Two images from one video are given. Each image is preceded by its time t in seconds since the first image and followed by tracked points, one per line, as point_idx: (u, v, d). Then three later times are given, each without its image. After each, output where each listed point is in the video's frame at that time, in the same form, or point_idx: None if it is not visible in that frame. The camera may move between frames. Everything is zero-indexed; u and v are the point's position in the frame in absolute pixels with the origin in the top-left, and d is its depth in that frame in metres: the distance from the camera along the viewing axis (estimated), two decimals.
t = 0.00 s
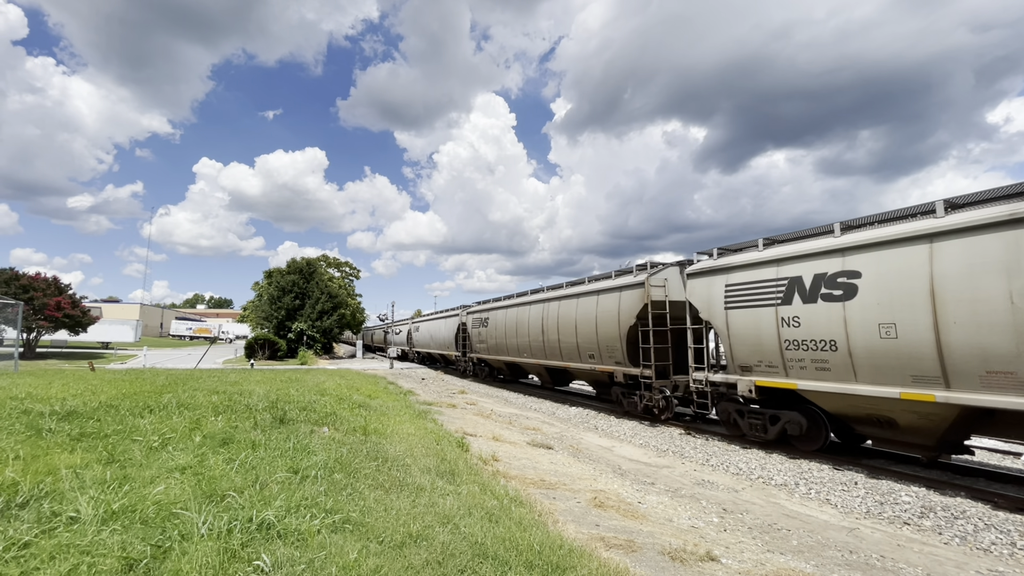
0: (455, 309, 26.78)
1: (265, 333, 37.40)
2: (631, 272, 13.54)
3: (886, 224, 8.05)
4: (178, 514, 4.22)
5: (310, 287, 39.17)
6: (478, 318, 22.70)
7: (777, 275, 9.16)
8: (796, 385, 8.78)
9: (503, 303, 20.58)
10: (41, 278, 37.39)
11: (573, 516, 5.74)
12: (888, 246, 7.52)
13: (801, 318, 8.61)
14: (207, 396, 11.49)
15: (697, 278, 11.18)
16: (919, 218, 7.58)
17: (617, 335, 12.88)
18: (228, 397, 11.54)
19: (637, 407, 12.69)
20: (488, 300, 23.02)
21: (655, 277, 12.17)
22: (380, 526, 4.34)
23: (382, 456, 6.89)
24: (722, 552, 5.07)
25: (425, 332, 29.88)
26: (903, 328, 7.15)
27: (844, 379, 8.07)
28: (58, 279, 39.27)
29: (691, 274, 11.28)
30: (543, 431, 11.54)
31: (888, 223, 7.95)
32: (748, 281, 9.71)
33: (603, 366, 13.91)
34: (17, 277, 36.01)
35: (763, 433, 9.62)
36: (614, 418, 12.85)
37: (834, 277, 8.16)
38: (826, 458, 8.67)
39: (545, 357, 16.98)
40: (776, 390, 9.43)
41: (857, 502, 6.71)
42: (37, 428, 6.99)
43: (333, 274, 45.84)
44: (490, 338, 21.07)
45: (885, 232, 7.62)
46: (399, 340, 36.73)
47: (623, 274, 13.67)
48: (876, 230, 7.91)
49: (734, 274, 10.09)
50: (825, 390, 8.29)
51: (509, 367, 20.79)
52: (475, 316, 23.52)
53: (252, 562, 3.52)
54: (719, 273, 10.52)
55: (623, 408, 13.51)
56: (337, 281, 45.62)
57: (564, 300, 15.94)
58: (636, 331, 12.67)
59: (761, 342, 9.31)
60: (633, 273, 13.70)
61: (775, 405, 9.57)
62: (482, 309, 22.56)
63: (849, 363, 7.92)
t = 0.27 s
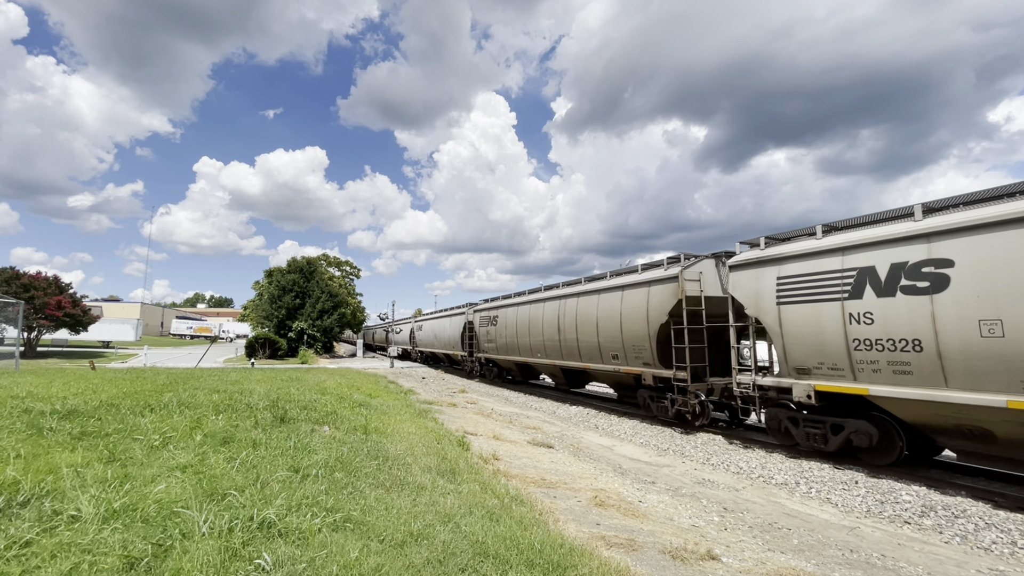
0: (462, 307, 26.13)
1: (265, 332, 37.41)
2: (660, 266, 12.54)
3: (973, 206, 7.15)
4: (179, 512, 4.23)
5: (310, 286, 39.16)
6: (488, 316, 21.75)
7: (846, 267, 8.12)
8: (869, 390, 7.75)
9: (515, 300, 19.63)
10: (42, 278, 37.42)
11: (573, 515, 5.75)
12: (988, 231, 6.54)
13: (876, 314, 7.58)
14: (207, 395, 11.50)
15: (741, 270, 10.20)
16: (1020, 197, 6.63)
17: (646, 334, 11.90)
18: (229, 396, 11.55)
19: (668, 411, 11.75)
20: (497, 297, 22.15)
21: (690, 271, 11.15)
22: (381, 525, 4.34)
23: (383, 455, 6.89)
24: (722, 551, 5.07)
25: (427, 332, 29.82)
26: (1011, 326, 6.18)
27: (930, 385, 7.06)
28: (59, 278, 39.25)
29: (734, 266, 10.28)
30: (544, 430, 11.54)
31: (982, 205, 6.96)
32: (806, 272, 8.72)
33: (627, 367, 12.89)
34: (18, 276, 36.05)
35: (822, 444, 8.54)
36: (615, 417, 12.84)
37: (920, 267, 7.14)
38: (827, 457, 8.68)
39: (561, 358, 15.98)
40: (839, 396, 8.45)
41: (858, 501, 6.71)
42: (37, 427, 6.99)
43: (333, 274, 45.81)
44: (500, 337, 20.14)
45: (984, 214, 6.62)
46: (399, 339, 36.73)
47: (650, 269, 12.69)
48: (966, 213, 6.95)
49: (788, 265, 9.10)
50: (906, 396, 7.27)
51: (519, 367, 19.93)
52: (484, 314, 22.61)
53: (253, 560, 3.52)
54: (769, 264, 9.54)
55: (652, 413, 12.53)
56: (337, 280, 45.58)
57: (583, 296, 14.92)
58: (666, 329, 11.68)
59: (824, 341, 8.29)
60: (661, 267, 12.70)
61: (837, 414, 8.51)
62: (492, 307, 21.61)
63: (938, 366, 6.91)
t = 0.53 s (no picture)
0: (468, 305, 25.41)
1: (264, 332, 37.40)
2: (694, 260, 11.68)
3: None
4: (179, 512, 4.22)
5: (308, 286, 39.13)
6: (497, 315, 20.87)
7: (930, 257, 7.06)
8: (960, 398, 6.71)
9: (527, 297, 18.74)
10: (40, 277, 37.28)
11: (573, 514, 5.75)
12: None
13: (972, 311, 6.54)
14: (206, 395, 11.49)
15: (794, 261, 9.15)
16: None
17: (679, 333, 11.08)
18: (228, 395, 11.54)
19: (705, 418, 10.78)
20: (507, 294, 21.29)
21: (729, 263, 10.36)
22: (381, 524, 4.35)
23: (382, 454, 6.89)
24: (721, 550, 5.08)
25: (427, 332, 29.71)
26: None
27: None
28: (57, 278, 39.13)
29: (786, 257, 9.24)
30: (543, 430, 11.55)
31: None
32: (877, 263, 7.68)
33: (655, 369, 12.06)
34: (17, 275, 36.00)
35: (897, 459, 7.51)
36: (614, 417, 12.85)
37: None
38: (826, 457, 8.73)
39: (579, 359, 15.09)
40: (918, 403, 7.40)
41: (856, 500, 6.73)
42: (36, 427, 6.99)
43: (332, 273, 45.74)
44: (511, 336, 19.24)
45: None
46: (398, 339, 36.75)
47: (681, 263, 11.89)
48: None
49: (854, 255, 8.06)
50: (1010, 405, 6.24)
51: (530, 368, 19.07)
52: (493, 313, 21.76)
53: (252, 560, 3.52)
54: (829, 255, 8.48)
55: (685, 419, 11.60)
56: (336, 279, 45.54)
57: (605, 293, 14.04)
58: (702, 327, 10.84)
59: (905, 342, 7.24)
60: (694, 261, 11.84)
61: (913, 424, 7.47)
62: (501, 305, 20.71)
63: None
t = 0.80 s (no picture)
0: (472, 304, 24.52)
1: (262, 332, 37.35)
2: (732, 252, 10.70)
3: None
4: (175, 512, 4.21)
5: (306, 285, 39.07)
6: (507, 313, 19.80)
7: None
8: None
9: (539, 295, 17.71)
10: (36, 277, 37.07)
11: (570, 514, 5.76)
12: None
13: None
14: (204, 395, 11.47)
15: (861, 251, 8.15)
16: None
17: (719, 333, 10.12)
18: (225, 395, 11.51)
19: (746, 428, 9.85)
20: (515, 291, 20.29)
21: (779, 254, 9.32)
22: (378, 524, 4.34)
23: (380, 454, 6.89)
24: (719, 549, 5.09)
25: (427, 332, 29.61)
26: None
27: None
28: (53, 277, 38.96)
29: (850, 246, 8.26)
30: (541, 429, 11.55)
31: None
32: (968, 251, 6.65)
33: (687, 372, 11.14)
34: (13, 275, 35.87)
35: (994, 479, 6.45)
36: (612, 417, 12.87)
37: None
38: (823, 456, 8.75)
39: (598, 360, 14.11)
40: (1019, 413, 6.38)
41: (853, 500, 6.75)
42: (32, 427, 6.96)
43: (330, 273, 45.64)
44: (522, 336, 18.23)
45: None
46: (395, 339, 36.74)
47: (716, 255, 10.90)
48: None
49: (940, 243, 7.03)
50: None
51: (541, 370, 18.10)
52: (500, 311, 20.73)
53: (249, 560, 3.52)
54: (906, 243, 7.46)
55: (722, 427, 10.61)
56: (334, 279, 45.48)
57: (628, 289, 13.03)
58: (743, 326, 9.91)
59: (1007, 343, 6.22)
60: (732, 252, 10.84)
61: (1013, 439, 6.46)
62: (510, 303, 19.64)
63: None
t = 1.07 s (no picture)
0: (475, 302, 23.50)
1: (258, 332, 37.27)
2: (780, 242, 9.68)
3: None
4: (170, 513, 4.20)
5: (303, 286, 38.97)
6: (516, 312, 18.64)
7: None
8: None
9: (552, 292, 16.63)
10: (31, 277, 36.86)
11: (567, 515, 5.75)
12: None
13: None
14: (200, 395, 11.43)
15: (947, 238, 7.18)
16: None
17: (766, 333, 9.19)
18: (221, 395, 11.47)
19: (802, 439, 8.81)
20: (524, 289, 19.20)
21: (839, 244, 8.39)
22: (374, 525, 4.33)
23: (377, 455, 6.88)
24: (715, 550, 5.08)
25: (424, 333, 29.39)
26: None
27: None
28: (49, 277, 38.75)
29: (932, 233, 7.29)
30: (538, 430, 11.54)
31: None
32: None
33: (726, 376, 10.16)
34: (8, 275, 35.67)
35: None
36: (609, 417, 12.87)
37: None
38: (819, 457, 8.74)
39: (619, 362, 13.08)
40: None
41: (849, 500, 6.76)
42: (26, 428, 6.91)
43: (327, 273, 45.52)
44: (532, 336, 17.13)
45: None
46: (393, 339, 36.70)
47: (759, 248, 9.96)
48: None
49: None
50: None
51: (553, 372, 16.99)
52: (507, 310, 19.62)
53: (245, 561, 3.50)
54: (1010, 228, 6.49)
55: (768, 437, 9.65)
56: (331, 280, 45.35)
57: (656, 285, 11.99)
58: (796, 324, 8.94)
59: None
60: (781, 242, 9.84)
61: None
62: (520, 301, 18.51)
63: None
